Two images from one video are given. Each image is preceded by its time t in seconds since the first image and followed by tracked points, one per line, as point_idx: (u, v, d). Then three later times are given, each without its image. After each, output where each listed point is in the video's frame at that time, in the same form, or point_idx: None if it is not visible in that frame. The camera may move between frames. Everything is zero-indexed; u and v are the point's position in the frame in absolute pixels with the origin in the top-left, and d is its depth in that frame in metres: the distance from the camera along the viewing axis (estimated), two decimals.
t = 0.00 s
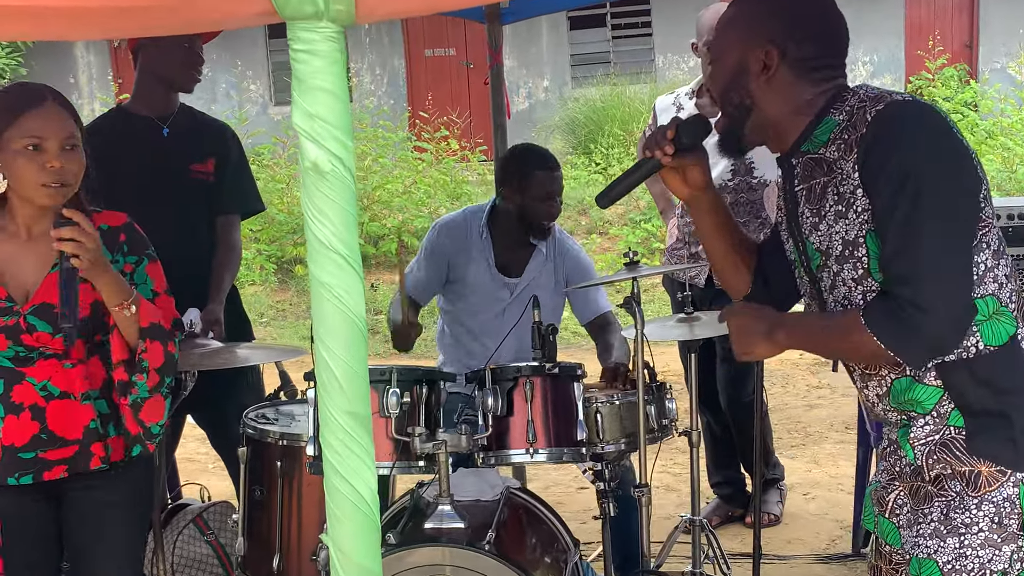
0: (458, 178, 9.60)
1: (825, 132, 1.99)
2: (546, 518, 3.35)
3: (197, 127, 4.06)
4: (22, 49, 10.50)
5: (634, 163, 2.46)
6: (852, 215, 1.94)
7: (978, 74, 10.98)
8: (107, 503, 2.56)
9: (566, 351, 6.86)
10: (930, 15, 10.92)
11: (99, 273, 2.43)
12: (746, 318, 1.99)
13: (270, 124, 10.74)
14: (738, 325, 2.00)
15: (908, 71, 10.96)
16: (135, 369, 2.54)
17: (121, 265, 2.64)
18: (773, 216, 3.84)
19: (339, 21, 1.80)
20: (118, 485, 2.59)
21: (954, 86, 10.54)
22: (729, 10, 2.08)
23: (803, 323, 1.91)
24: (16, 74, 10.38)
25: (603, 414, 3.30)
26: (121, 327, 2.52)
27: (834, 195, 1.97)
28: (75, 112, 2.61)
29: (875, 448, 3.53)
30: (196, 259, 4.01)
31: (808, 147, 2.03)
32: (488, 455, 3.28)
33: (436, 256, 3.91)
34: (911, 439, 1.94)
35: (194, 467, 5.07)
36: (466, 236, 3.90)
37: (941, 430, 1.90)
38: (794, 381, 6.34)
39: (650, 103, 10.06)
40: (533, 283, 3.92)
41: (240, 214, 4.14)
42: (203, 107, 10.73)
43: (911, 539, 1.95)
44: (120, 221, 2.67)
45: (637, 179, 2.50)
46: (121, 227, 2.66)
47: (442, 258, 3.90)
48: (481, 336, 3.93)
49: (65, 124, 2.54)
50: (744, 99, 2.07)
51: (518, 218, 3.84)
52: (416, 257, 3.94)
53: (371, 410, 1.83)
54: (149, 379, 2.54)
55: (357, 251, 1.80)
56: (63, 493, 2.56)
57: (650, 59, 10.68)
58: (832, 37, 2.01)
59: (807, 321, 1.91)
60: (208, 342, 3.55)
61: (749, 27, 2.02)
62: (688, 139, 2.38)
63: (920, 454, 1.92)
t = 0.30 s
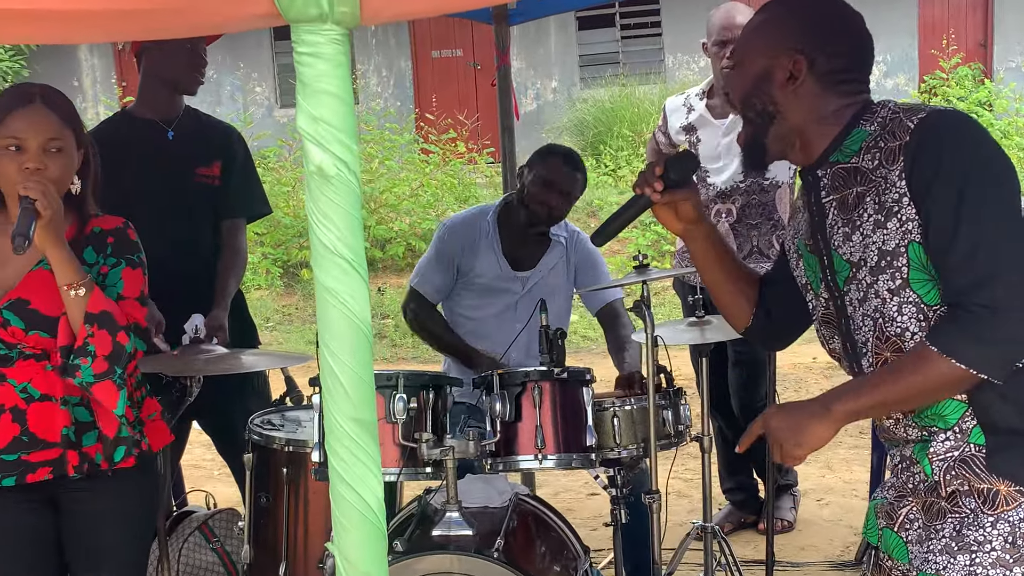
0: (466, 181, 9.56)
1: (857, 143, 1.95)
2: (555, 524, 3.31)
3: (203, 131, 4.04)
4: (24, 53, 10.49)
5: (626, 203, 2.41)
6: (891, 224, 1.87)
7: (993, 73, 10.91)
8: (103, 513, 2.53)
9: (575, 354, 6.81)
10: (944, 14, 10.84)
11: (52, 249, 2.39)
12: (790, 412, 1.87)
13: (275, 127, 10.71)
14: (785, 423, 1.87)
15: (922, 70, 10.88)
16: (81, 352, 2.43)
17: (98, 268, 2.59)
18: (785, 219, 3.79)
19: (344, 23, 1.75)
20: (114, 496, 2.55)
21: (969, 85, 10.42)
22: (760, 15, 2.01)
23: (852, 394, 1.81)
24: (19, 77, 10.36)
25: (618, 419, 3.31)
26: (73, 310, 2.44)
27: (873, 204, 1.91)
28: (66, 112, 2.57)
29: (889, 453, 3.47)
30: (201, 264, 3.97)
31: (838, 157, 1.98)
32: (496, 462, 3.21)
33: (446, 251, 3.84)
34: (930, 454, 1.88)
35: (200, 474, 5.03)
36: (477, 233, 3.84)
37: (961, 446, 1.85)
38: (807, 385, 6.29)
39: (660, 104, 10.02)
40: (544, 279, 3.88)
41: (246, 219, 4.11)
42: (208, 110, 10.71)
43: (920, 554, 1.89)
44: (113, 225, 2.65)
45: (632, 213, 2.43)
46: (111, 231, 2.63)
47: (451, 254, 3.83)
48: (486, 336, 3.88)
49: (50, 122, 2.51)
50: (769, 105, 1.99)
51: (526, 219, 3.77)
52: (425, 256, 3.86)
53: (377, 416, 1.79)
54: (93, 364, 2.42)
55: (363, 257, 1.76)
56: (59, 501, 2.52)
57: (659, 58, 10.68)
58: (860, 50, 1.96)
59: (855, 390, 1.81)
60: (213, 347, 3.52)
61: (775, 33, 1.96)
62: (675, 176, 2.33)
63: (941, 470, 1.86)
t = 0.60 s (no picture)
0: (469, 182, 9.40)
1: (856, 140, 1.83)
2: (564, 541, 3.13)
3: (200, 133, 3.93)
4: (10, 50, 10.24)
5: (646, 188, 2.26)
6: (893, 223, 1.76)
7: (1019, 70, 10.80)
8: (72, 534, 2.59)
9: (584, 364, 6.68)
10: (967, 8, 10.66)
11: (11, 254, 2.33)
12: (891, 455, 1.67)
13: (271, 126, 10.52)
14: (886, 468, 1.67)
15: (944, 67, 10.66)
16: (26, 366, 2.38)
17: (59, 275, 2.50)
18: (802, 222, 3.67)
19: (343, 20, 1.61)
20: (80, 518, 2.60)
21: (993, 83, 10.34)
22: (760, 10, 1.92)
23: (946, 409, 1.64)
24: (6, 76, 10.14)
25: (625, 431, 3.15)
26: (28, 320, 2.38)
27: (873, 202, 1.80)
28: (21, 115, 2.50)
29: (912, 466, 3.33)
30: (195, 270, 3.83)
31: (839, 156, 1.86)
32: (501, 476, 3.09)
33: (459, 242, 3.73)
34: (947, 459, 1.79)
35: (193, 489, 4.90)
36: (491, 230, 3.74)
37: (976, 449, 1.77)
38: (825, 396, 6.14)
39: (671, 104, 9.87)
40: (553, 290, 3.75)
41: (243, 224, 3.97)
42: (201, 109, 10.49)
43: (943, 565, 1.82)
44: (78, 230, 2.55)
45: (648, 203, 2.28)
46: (75, 236, 2.53)
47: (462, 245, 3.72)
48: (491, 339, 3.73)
49: (4, 123, 2.45)
50: (770, 106, 1.90)
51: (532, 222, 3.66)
52: (437, 239, 3.76)
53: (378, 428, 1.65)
54: (37, 382, 2.37)
55: (363, 262, 1.62)
56: (33, 518, 2.57)
57: (670, 56, 10.48)
58: (863, 44, 1.86)
59: (946, 406, 1.64)
60: (206, 357, 3.38)
61: (776, 30, 1.87)
62: (697, 163, 2.19)
63: (957, 474, 1.78)
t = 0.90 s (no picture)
0: (469, 182, 9.17)
1: (942, 105, 1.70)
2: (574, 565, 2.93)
3: (188, 128, 3.74)
4: None
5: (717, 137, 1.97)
6: (949, 207, 1.66)
7: None
8: (57, 549, 2.42)
9: (593, 375, 6.49)
10: None
11: None
12: (825, 367, 1.62)
13: (259, 122, 10.17)
14: (819, 376, 1.62)
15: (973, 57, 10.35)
16: None
17: (24, 272, 2.32)
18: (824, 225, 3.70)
19: (345, 10, 1.40)
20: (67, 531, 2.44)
21: None
22: None
23: (901, 364, 1.58)
24: None
25: (637, 447, 2.96)
26: None
27: (936, 179, 1.69)
28: None
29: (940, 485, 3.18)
30: (183, 272, 3.65)
31: (920, 118, 1.73)
32: (506, 494, 2.90)
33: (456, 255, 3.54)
34: (961, 472, 1.72)
35: (176, 507, 4.69)
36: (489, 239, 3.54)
37: (993, 465, 1.67)
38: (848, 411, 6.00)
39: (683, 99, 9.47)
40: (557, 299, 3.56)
41: (233, 226, 3.79)
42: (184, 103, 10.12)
43: None
44: (36, 225, 2.37)
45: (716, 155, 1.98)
46: (36, 231, 2.35)
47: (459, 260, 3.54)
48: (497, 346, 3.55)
49: None
50: (866, 53, 1.74)
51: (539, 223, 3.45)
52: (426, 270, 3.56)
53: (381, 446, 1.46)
54: (13, 384, 2.19)
55: (365, 268, 1.43)
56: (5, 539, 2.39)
57: (682, 49, 10.26)
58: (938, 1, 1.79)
59: (903, 360, 1.59)
60: (192, 366, 3.19)
61: None
62: (783, 111, 1.92)
63: (974, 492, 1.69)
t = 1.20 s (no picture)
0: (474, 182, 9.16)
1: None
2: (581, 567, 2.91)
3: (194, 127, 3.73)
4: None
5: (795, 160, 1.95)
6: (1017, 214, 1.59)
7: None
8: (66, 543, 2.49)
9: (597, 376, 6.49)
10: None
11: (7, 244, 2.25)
12: (865, 364, 1.60)
13: (263, 121, 10.22)
14: (855, 381, 1.60)
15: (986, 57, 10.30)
16: (39, 359, 2.33)
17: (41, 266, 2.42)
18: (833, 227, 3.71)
19: (364, 10, 1.39)
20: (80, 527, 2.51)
21: None
22: None
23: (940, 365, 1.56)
24: None
25: (647, 449, 2.95)
26: (31, 312, 2.32)
27: (1012, 182, 1.61)
28: None
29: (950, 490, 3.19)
30: (189, 272, 3.64)
31: (1014, 114, 1.64)
32: (514, 497, 2.87)
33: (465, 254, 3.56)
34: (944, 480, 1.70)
35: (179, 507, 4.68)
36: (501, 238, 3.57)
37: (976, 478, 1.66)
38: (855, 413, 6.00)
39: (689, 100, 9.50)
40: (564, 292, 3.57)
41: (239, 225, 3.78)
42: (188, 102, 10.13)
43: None
44: (46, 223, 2.45)
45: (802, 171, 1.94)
46: (47, 228, 2.45)
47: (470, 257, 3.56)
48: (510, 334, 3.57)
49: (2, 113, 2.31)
50: (964, 51, 1.64)
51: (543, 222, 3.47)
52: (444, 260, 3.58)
53: (397, 447, 1.44)
54: (52, 374, 2.34)
55: (384, 270, 1.41)
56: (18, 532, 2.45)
57: (688, 49, 10.19)
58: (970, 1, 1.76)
59: (936, 358, 1.58)
60: (199, 366, 3.18)
61: None
62: (868, 117, 1.87)
63: (953, 503, 1.69)
